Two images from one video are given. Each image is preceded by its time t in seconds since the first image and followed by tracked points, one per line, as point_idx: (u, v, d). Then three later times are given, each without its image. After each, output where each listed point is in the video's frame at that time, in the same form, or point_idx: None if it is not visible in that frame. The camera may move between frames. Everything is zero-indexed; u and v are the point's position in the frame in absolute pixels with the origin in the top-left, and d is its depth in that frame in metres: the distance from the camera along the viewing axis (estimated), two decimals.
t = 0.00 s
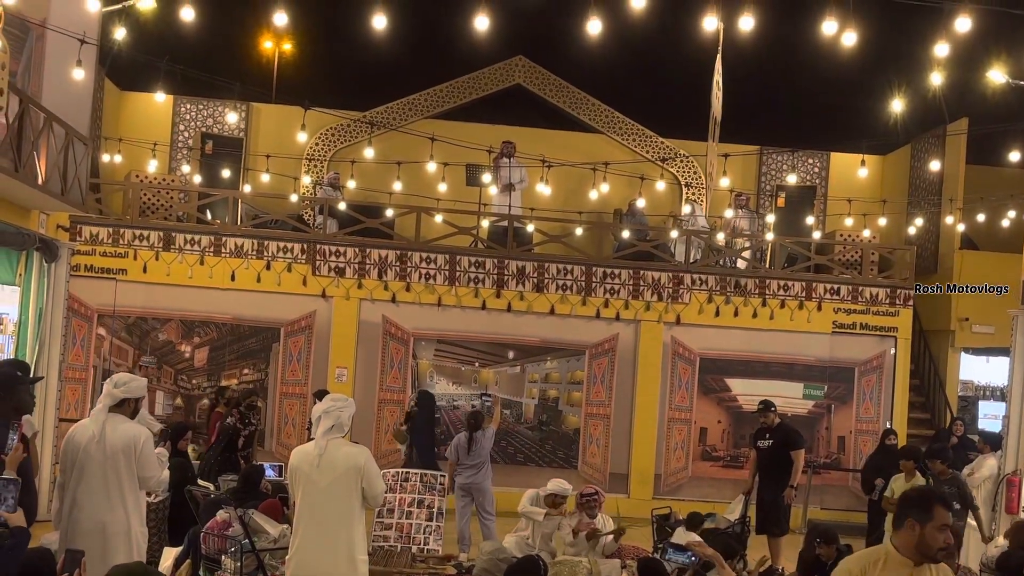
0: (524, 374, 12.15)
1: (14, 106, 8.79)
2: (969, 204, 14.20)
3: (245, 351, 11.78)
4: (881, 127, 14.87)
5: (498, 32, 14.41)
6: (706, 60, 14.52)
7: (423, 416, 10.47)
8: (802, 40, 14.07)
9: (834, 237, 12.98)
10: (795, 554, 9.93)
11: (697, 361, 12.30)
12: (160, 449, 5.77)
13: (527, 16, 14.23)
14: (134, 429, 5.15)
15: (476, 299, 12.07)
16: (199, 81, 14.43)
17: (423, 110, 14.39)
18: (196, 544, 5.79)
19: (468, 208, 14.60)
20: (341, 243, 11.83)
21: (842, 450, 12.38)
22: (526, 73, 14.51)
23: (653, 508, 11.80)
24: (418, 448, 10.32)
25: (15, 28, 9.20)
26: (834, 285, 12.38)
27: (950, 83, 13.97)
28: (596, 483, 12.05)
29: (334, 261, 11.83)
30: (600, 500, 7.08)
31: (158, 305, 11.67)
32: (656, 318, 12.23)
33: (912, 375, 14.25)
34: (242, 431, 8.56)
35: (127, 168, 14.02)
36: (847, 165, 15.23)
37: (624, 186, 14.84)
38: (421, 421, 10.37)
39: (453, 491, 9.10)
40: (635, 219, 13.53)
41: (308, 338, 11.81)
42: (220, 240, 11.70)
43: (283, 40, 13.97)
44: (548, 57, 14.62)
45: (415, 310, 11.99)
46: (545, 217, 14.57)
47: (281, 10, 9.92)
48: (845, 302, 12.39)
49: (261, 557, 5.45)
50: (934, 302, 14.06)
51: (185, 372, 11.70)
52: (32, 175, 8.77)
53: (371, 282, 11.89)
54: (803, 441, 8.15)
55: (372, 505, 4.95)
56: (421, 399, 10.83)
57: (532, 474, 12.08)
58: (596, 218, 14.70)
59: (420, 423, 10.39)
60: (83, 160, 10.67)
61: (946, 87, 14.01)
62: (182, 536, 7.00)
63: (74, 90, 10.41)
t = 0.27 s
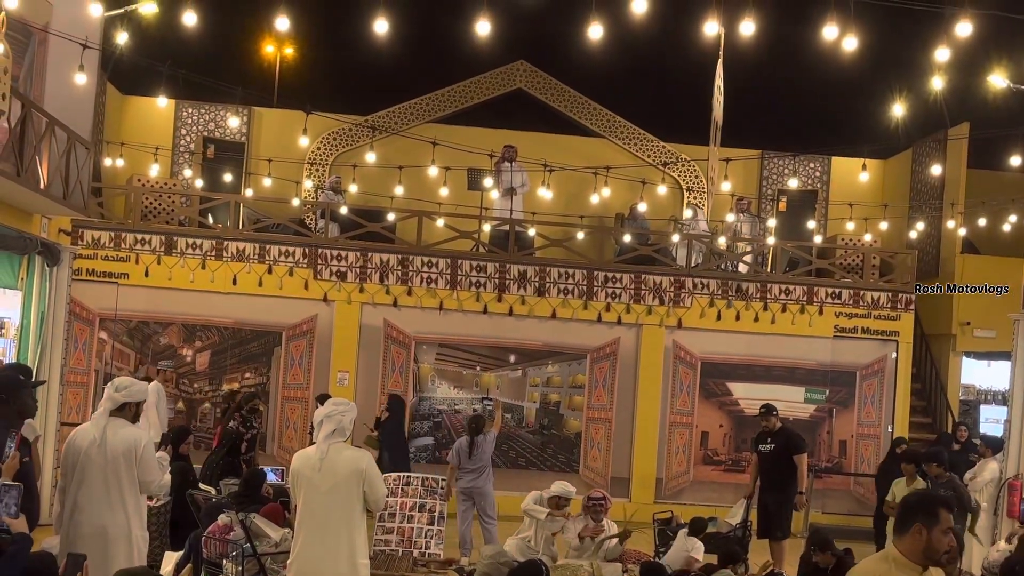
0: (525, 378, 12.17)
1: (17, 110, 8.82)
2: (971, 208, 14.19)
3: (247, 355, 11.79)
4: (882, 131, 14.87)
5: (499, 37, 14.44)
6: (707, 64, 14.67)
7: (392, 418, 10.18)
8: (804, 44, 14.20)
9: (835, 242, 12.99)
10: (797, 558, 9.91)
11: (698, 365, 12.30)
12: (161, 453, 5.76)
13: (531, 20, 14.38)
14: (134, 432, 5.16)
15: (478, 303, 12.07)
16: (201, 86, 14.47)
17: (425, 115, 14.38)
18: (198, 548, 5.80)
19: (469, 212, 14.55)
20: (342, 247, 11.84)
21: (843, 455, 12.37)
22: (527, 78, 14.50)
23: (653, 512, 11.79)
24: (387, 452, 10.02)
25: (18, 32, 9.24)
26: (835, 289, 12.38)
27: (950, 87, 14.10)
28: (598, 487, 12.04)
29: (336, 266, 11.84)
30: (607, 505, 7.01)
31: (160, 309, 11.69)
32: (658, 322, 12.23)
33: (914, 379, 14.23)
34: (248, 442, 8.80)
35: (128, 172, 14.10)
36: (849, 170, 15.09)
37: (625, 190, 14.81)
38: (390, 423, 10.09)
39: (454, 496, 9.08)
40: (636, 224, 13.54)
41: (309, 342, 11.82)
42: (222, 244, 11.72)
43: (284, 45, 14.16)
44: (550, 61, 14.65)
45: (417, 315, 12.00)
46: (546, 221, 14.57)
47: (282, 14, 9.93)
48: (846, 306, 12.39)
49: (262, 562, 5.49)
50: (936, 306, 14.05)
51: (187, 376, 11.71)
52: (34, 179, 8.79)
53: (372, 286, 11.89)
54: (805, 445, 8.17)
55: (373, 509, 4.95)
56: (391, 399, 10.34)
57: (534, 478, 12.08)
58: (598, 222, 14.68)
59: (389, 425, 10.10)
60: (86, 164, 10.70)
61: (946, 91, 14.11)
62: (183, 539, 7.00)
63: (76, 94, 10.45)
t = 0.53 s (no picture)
0: (524, 378, 12.17)
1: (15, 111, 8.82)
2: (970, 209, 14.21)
3: (246, 356, 11.80)
4: (881, 132, 14.88)
5: (498, 37, 14.45)
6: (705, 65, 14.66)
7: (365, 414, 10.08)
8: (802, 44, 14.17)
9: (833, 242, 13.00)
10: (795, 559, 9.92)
11: (697, 366, 12.31)
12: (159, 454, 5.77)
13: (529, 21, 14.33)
14: (132, 434, 5.16)
15: (477, 303, 12.08)
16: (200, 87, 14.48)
17: (424, 116, 14.37)
18: (196, 548, 5.84)
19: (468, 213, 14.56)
20: (341, 248, 11.85)
21: (842, 455, 12.38)
22: (526, 78, 14.51)
23: (652, 513, 11.80)
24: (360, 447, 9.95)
25: (16, 33, 9.23)
26: (833, 289, 12.40)
27: (949, 88, 14.07)
28: (596, 487, 12.05)
29: (335, 266, 11.84)
30: (605, 504, 7.09)
31: (158, 310, 11.69)
32: (656, 323, 12.23)
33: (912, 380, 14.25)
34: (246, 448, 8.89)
35: (127, 173, 14.13)
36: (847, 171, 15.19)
37: (624, 191, 14.83)
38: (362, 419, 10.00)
39: (452, 497, 9.08)
40: (634, 225, 13.55)
41: (308, 343, 11.82)
42: (220, 245, 11.73)
43: (283, 45, 14.17)
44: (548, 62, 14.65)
45: (415, 315, 12.00)
46: (544, 222, 14.59)
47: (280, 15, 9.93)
48: (845, 307, 12.40)
49: (260, 562, 5.48)
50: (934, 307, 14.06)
51: (185, 377, 11.72)
52: (32, 180, 8.79)
53: (371, 287, 11.89)
54: (804, 445, 8.13)
55: (372, 510, 4.95)
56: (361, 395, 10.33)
57: (532, 479, 12.08)
58: (597, 223, 14.69)
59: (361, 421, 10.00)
60: (84, 165, 10.70)
61: (945, 92, 14.08)
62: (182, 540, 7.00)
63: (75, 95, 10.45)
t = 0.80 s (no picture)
0: (521, 375, 12.16)
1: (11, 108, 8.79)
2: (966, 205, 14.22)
3: (243, 352, 11.78)
4: (878, 128, 14.88)
5: (495, 33, 14.44)
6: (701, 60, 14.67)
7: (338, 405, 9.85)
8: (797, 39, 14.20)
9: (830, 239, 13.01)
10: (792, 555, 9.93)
11: (694, 362, 12.31)
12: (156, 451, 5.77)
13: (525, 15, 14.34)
14: (130, 429, 5.17)
15: (474, 300, 12.07)
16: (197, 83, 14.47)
17: (420, 112, 14.32)
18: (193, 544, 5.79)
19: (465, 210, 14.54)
20: (338, 245, 11.84)
21: (838, 451, 12.40)
22: (523, 75, 14.49)
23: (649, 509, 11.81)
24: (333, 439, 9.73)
25: (11, 29, 9.21)
26: (830, 286, 12.40)
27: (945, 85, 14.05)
28: (593, 484, 12.05)
29: (332, 263, 11.83)
30: (602, 501, 7.03)
31: (155, 306, 11.67)
32: (653, 320, 12.24)
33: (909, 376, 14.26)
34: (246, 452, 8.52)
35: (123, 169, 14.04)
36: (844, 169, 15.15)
37: (621, 188, 14.82)
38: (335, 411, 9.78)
39: (449, 494, 9.07)
40: (632, 221, 13.55)
41: (305, 339, 11.82)
42: (217, 241, 11.71)
43: (280, 41, 14.26)
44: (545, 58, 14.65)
45: (413, 312, 12.00)
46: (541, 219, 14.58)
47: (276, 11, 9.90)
48: (842, 303, 12.40)
49: (258, 559, 5.49)
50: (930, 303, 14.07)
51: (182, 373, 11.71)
52: (28, 176, 8.77)
53: (368, 284, 11.89)
54: (800, 443, 8.23)
55: (369, 505, 4.96)
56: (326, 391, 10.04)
57: (529, 475, 12.09)
58: (594, 220, 14.66)
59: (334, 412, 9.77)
60: (80, 162, 10.68)
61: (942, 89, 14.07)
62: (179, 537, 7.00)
63: (71, 92, 10.43)
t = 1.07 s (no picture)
0: (515, 366, 12.19)
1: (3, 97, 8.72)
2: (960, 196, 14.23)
3: (237, 343, 11.77)
4: (872, 119, 14.88)
5: (489, 23, 14.39)
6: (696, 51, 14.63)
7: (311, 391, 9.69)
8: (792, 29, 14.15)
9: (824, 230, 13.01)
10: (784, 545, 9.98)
11: (688, 353, 12.33)
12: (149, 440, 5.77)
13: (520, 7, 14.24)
14: (123, 418, 5.15)
15: (468, 291, 12.07)
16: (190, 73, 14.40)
17: (414, 102, 14.33)
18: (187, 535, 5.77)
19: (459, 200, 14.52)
20: (332, 235, 11.82)
21: (832, 442, 12.42)
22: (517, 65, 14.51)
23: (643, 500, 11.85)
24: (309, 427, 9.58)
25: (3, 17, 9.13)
26: (824, 277, 12.41)
27: (940, 75, 14.04)
28: (587, 474, 12.07)
29: (326, 253, 11.81)
30: (589, 491, 7.14)
31: (149, 297, 11.65)
32: (647, 310, 12.24)
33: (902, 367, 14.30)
34: (253, 447, 8.91)
35: (117, 158, 14.05)
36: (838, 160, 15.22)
37: (615, 178, 14.83)
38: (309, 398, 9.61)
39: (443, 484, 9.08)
40: (626, 212, 13.55)
41: (299, 330, 11.80)
42: (211, 232, 11.68)
43: (273, 31, 14.05)
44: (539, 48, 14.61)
45: (407, 303, 11.99)
46: (535, 209, 14.59)
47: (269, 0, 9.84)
48: (835, 294, 12.42)
49: (251, 548, 5.45)
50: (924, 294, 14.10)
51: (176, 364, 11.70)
52: (20, 167, 8.72)
53: (362, 274, 11.87)
54: (794, 434, 8.20)
55: (363, 495, 4.95)
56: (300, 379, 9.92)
57: (524, 465, 12.11)
58: (588, 210, 14.67)
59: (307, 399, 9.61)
60: (73, 152, 10.62)
61: (937, 79, 14.05)
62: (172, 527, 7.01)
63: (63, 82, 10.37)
